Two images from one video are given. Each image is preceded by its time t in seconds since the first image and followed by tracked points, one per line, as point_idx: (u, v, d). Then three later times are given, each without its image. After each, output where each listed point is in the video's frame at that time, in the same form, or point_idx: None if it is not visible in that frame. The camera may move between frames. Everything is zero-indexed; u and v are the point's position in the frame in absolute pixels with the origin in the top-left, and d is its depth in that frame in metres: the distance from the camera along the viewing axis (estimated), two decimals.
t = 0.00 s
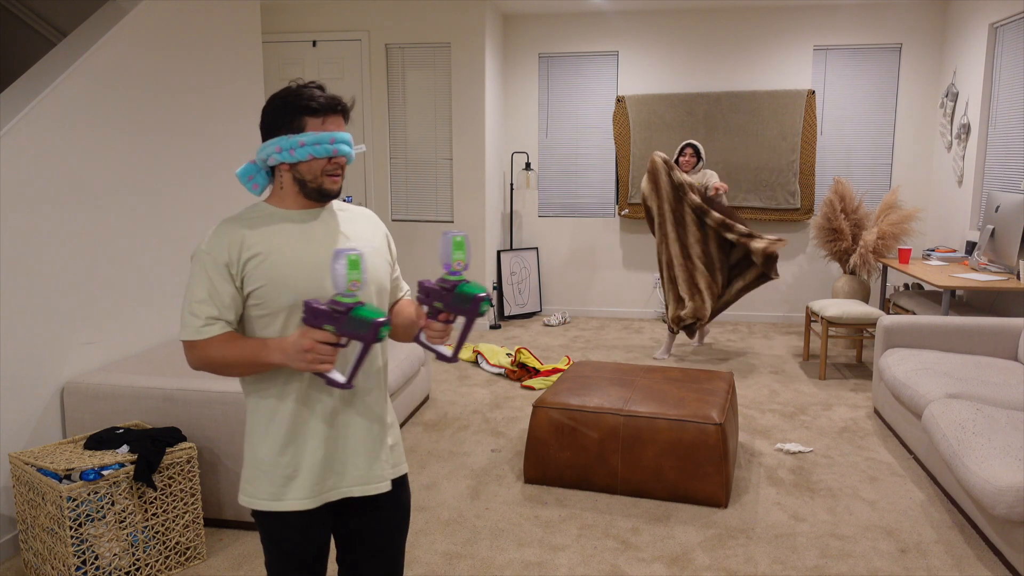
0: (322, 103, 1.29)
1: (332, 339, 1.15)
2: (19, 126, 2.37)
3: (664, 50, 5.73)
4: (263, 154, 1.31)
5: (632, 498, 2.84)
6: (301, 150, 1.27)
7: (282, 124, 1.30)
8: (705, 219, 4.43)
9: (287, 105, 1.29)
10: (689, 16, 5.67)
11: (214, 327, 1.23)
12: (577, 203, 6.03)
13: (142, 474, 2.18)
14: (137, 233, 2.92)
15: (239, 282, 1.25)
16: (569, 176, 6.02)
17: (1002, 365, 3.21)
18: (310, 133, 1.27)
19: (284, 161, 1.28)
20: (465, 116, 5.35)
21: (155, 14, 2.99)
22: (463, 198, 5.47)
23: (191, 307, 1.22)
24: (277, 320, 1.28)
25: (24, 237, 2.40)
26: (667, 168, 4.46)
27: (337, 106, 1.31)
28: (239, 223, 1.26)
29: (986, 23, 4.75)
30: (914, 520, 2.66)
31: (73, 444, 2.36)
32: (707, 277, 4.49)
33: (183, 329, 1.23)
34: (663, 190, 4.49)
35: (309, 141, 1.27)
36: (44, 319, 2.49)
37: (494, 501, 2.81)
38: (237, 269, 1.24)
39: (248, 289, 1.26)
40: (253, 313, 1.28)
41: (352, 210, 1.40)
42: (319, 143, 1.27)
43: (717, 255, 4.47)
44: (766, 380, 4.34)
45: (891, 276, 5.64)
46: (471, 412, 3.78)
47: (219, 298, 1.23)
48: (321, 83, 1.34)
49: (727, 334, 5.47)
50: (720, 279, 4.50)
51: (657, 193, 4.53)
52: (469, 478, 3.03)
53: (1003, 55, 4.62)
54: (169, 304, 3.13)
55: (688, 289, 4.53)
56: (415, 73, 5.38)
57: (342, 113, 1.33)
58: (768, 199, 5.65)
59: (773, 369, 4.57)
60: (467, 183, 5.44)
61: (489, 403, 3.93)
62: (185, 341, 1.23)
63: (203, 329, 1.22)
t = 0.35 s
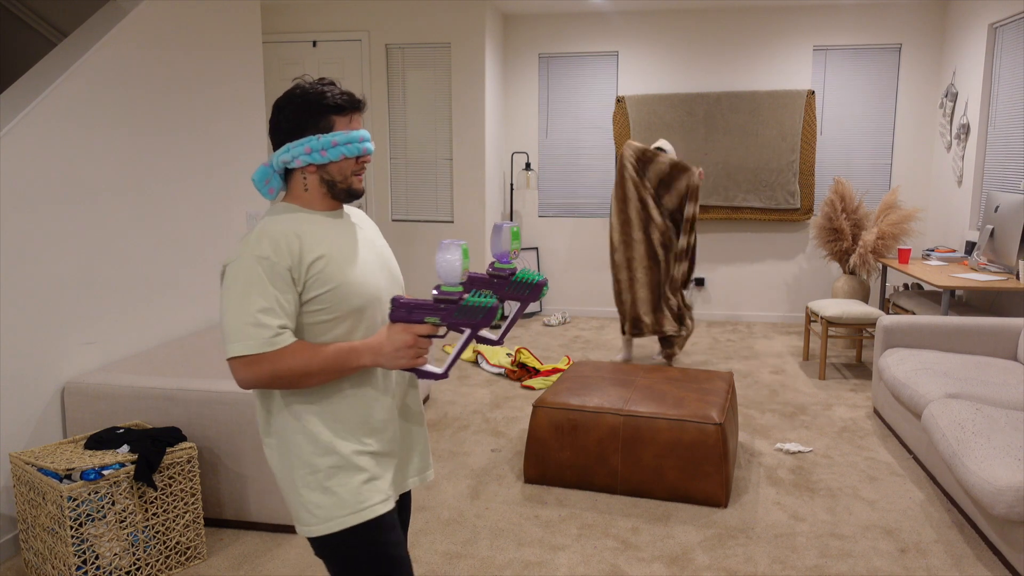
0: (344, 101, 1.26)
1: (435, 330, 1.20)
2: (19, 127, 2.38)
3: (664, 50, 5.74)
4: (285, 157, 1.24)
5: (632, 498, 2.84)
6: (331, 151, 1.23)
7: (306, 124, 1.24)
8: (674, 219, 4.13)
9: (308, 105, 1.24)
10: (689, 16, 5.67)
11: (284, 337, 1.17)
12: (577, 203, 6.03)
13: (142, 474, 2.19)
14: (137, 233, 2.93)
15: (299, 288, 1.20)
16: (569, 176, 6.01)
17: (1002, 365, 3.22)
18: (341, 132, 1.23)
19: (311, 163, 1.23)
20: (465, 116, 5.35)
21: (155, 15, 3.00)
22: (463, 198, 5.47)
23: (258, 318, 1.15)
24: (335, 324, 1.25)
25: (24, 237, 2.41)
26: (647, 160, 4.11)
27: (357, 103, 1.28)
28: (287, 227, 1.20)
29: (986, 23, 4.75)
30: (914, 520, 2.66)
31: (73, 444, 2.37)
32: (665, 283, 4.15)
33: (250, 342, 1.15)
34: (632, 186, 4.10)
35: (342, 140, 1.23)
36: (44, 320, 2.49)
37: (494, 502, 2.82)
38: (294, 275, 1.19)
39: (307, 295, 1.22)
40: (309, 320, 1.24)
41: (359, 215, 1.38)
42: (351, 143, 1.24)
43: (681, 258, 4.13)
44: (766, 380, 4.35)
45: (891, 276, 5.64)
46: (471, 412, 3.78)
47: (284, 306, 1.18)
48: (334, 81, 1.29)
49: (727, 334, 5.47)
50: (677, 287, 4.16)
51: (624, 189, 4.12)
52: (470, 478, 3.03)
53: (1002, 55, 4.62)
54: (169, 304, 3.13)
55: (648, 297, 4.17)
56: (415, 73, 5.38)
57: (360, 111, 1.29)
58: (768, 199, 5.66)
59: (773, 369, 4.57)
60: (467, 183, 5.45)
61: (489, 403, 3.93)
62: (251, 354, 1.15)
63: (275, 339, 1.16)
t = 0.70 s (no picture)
0: (327, 103, 1.22)
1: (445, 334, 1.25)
2: (19, 127, 2.38)
3: (664, 50, 5.74)
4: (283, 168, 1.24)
5: (632, 498, 2.84)
6: (313, 159, 1.20)
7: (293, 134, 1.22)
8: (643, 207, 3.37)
9: (294, 112, 1.22)
10: (690, 16, 5.67)
11: (276, 332, 1.17)
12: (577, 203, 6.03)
13: (142, 474, 2.19)
14: (137, 234, 2.93)
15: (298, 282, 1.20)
16: (569, 176, 6.01)
17: (1002, 365, 3.22)
18: (317, 144, 1.20)
19: (300, 171, 1.21)
20: (465, 116, 5.35)
21: (155, 15, 3.00)
22: (463, 198, 5.48)
23: (250, 312, 1.16)
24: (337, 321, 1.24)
25: (24, 238, 2.40)
26: (611, 138, 3.41)
27: (343, 108, 1.24)
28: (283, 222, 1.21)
29: (986, 23, 4.75)
30: (914, 520, 2.66)
31: (73, 444, 2.37)
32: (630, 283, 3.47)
33: (243, 336, 1.15)
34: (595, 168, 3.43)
35: (317, 152, 1.19)
36: (44, 320, 2.49)
37: (494, 502, 2.81)
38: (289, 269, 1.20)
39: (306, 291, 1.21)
40: (309, 315, 1.22)
41: (390, 205, 1.38)
42: (326, 153, 1.19)
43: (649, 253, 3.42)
44: (766, 380, 4.34)
45: (891, 276, 5.64)
46: (471, 412, 3.78)
47: (276, 302, 1.18)
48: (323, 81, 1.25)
49: (727, 334, 5.47)
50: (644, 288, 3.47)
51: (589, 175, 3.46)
52: (470, 478, 3.03)
53: (1002, 55, 4.62)
54: (169, 304, 3.13)
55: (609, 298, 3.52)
56: (415, 73, 5.38)
57: (349, 112, 1.24)
58: (768, 199, 5.66)
59: (773, 369, 4.57)
60: (467, 183, 5.44)
61: (490, 403, 3.93)
62: (243, 350, 1.15)
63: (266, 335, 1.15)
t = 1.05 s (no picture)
0: (365, 128, 1.32)
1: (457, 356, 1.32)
2: (20, 126, 2.38)
3: (664, 49, 5.74)
4: (322, 185, 1.34)
5: (632, 498, 2.84)
6: (351, 179, 1.29)
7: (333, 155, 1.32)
8: (614, 212, 3.34)
9: (334, 136, 1.32)
10: (690, 16, 5.68)
11: (283, 342, 1.34)
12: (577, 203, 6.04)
13: (142, 474, 2.19)
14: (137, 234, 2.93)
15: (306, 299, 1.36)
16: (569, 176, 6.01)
17: (1002, 365, 3.22)
18: (357, 165, 1.29)
19: (337, 191, 1.30)
20: (465, 116, 5.35)
21: (154, 14, 2.99)
22: (463, 198, 5.48)
23: (266, 325, 1.35)
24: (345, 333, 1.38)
25: (25, 238, 2.41)
26: (593, 135, 3.36)
27: (380, 132, 1.34)
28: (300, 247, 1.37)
29: (986, 23, 4.75)
30: (914, 519, 2.66)
31: (73, 444, 2.37)
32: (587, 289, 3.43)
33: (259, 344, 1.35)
34: (574, 163, 3.39)
35: (357, 173, 1.29)
36: (45, 320, 2.50)
37: (494, 502, 2.82)
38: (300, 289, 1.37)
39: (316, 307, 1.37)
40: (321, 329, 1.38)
41: (422, 227, 1.45)
42: (365, 175, 1.29)
43: (610, 263, 3.36)
44: (766, 380, 4.35)
45: (891, 276, 5.65)
46: (471, 412, 3.78)
47: (289, 316, 1.35)
48: (361, 107, 1.36)
49: (727, 335, 5.47)
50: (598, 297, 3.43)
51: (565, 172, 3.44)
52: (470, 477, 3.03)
53: (1002, 55, 4.62)
54: (168, 304, 3.13)
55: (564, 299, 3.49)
56: (415, 73, 5.38)
57: (385, 135, 1.35)
58: (768, 199, 5.66)
59: (773, 369, 4.57)
60: (467, 183, 5.44)
61: (489, 403, 3.93)
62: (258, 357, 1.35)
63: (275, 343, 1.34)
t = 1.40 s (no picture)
0: (400, 113, 1.47)
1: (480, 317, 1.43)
2: (20, 126, 2.38)
3: (663, 49, 5.74)
4: (360, 162, 1.49)
5: (632, 498, 2.84)
6: (388, 158, 1.44)
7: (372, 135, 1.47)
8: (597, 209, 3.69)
9: (371, 118, 1.47)
10: (690, 17, 5.68)
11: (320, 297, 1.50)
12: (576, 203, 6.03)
13: (142, 474, 2.19)
14: (136, 233, 2.92)
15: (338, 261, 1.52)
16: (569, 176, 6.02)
17: (1002, 365, 3.21)
18: (392, 145, 1.44)
19: (374, 166, 1.46)
20: (465, 116, 5.35)
21: (154, 14, 2.99)
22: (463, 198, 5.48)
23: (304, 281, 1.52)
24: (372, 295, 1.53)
25: (26, 238, 2.41)
26: (579, 135, 3.70)
27: (414, 117, 1.48)
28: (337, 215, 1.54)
29: (986, 23, 4.74)
30: (914, 520, 2.66)
31: (73, 444, 2.37)
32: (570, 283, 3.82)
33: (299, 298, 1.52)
34: (560, 163, 3.74)
35: (393, 153, 1.44)
36: (45, 319, 2.49)
37: (494, 501, 2.82)
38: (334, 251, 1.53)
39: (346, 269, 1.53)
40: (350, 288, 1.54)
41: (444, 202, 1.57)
42: (399, 155, 1.44)
43: (595, 258, 3.73)
44: (765, 379, 4.35)
45: (891, 276, 5.65)
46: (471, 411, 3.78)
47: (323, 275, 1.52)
48: (397, 96, 1.50)
49: (727, 334, 5.47)
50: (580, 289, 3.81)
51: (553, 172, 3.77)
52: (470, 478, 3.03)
53: (1002, 55, 4.62)
54: (168, 304, 3.13)
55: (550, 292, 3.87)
56: (415, 73, 5.38)
57: (417, 120, 1.49)
58: (768, 199, 5.66)
59: (773, 369, 4.57)
60: (467, 183, 5.44)
61: (489, 403, 3.94)
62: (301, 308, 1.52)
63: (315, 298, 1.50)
